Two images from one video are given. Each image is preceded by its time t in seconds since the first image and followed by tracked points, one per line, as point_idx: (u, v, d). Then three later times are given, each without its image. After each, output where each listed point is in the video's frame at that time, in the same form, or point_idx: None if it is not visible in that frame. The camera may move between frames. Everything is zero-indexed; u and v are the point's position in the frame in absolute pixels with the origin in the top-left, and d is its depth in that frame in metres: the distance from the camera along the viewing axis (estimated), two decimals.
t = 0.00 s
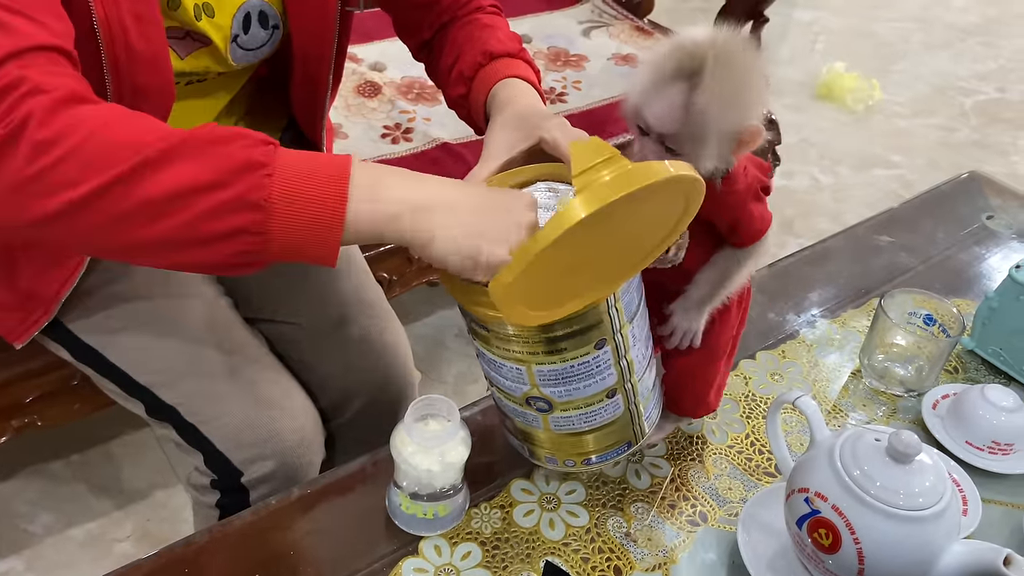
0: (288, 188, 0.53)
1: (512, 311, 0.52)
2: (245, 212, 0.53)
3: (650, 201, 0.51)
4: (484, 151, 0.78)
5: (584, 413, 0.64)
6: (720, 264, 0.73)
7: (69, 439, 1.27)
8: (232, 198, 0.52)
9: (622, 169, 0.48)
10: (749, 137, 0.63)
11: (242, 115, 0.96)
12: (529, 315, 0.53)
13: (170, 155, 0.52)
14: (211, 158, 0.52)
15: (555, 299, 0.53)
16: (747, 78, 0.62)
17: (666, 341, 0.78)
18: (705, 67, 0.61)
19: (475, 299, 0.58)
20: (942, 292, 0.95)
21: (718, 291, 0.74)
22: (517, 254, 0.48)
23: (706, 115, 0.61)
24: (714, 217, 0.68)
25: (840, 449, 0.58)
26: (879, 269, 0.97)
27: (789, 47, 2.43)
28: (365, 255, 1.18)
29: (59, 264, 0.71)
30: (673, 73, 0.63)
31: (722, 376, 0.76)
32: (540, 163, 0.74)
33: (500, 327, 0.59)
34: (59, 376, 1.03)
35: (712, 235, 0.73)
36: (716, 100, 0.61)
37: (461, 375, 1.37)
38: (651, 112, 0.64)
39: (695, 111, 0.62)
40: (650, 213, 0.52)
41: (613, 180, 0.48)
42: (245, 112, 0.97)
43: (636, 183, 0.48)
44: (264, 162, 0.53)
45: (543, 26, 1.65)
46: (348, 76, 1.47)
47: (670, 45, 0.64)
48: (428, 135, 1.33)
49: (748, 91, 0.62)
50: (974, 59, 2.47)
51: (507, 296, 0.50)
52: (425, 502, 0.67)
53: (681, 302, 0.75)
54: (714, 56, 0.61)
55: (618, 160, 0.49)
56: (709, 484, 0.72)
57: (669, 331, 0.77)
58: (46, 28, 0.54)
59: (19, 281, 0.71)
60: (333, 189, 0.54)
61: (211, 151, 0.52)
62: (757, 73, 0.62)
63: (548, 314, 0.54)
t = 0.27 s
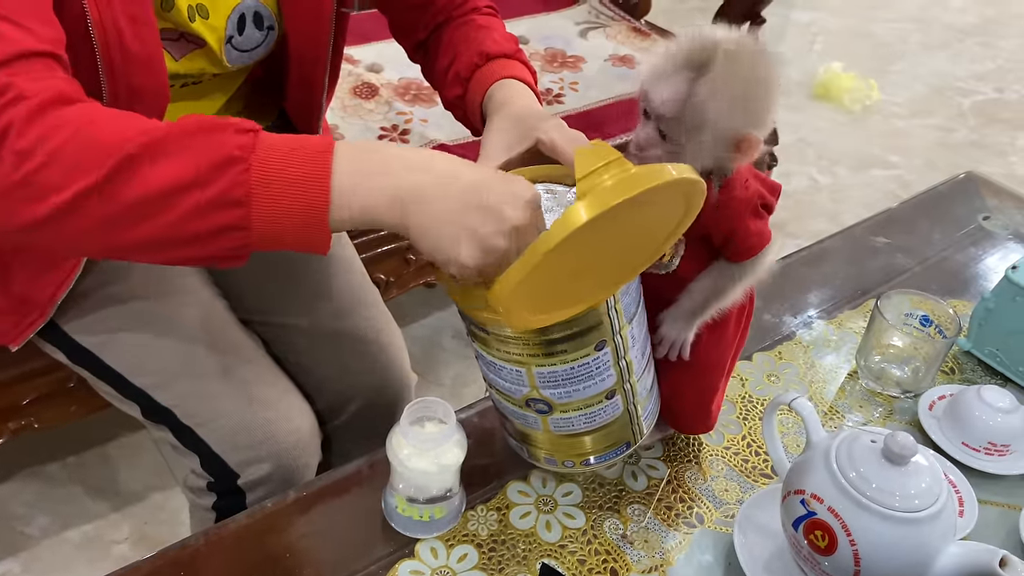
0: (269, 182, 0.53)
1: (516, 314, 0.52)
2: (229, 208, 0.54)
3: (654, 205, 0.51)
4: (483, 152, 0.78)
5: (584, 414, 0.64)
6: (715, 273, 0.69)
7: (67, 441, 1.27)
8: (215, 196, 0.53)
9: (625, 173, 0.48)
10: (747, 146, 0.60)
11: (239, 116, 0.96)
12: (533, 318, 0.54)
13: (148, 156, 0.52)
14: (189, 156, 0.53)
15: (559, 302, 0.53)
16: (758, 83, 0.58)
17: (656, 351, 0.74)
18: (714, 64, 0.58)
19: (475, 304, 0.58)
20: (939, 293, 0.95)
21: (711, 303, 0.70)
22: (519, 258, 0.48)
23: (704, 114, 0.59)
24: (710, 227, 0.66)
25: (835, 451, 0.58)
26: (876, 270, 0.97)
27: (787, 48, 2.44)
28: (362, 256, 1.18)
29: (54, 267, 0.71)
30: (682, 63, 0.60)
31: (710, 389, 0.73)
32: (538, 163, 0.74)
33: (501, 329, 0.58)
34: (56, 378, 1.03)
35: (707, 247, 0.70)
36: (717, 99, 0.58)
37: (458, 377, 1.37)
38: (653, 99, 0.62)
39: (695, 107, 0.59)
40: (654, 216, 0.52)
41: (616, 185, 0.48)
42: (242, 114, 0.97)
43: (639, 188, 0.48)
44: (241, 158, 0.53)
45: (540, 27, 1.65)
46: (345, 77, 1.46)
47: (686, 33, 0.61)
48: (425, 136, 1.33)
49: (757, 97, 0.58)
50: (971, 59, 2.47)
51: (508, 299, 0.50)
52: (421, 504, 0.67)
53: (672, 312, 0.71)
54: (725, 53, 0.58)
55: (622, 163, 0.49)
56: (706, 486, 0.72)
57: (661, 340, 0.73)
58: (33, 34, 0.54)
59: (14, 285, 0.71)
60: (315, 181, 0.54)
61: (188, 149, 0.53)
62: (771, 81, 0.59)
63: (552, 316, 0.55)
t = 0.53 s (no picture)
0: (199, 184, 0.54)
1: (531, 308, 0.53)
2: (166, 213, 0.55)
3: (672, 199, 0.51)
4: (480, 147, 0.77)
5: (588, 409, 0.64)
6: (714, 266, 0.70)
7: (64, 441, 1.27)
8: (148, 203, 0.54)
9: (644, 168, 0.49)
10: (747, 143, 0.62)
11: (235, 116, 0.96)
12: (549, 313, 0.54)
13: (82, 165, 0.54)
14: (125, 164, 0.54)
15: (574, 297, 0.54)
16: (745, 82, 0.61)
17: (655, 345, 0.74)
18: (701, 71, 0.61)
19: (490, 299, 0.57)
20: (938, 291, 0.95)
21: (711, 298, 0.70)
22: (539, 253, 0.48)
23: (698, 120, 0.61)
24: (709, 221, 0.66)
25: (834, 448, 0.58)
26: (875, 268, 0.97)
27: (785, 47, 2.44)
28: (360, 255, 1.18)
29: (48, 267, 0.71)
30: (670, 76, 0.62)
31: (711, 385, 0.72)
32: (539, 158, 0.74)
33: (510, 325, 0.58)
34: (53, 377, 1.03)
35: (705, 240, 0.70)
36: (710, 105, 0.60)
37: (457, 376, 1.37)
38: (646, 117, 0.64)
39: (688, 115, 0.61)
40: (671, 210, 0.52)
41: (636, 180, 0.48)
42: (240, 113, 0.97)
43: (660, 185, 0.48)
44: (173, 163, 0.54)
45: (539, 25, 1.65)
46: (342, 76, 1.46)
47: (668, 47, 0.63)
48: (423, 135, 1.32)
49: (747, 96, 0.61)
50: (970, 58, 2.47)
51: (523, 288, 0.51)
52: (419, 502, 0.67)
53: (672, 307, 0.72)
54: (710, 61, 0.60)
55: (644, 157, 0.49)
56: (705, 484, 0.72)
57: (660, 335, 0.73)
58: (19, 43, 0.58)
59: (8, 285, 0.70)
60: (247, 176, 0.54)
61: (123, 157, 0.54)
62: (757, 78, 0.61)
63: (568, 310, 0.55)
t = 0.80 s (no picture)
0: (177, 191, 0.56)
1: (529, 301, 0.53)
2: (147, 220, 0.57)
3: (669, 191, 0.51)
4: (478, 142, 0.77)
5: (584, 405, 0.64)
6: (712, 268, 0.69)
7: (64, 441, 1.27)
8: (130, 211, 0.56)
9: (640, 160, 0.48)
10: (737, 150, 0.61)
11: (234, 116, 0.96)
12: (547, 305, 0.54)
13: (64, 175, 0.56)
14: (107, 173, 0.56)
15: (571, 289, 0.54)
16: (738, 89, 0.60)
17: (653, 346, 0.74)
18: (691, 79, 0.60)
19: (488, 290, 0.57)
20: (937, 292, 0.95)
21: (707, 302, 0.70)
22: (535, 246, 0.49)
23: (688, 129, 0.60)
24: (705, 223, 0.66)
25: (835, 449, 0.58)
26: (874, 268, 0.97)
27: (784, 47, 2.44)
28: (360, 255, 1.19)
29: (45, 266, 0.71)
30: (659, 83, 0.61)
31: (711, 384, 0.73)
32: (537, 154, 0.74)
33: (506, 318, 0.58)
34: (52, 378, 1.03)
35: (702, 241, 0.70)
36: (700, 114, 0.60)
37: (456, 376, 1.37)
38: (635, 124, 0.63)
39: (678, 124, 0.60)
40: (669, 202, 0.52)
41: (632, 172, 0.48)
42: (240, 112, 0.97)
43: (655, 177, 0.48)
44: (151, 171, 0.56)
45: (538, 26, 1.65)
46: (342, 77, 1.46)
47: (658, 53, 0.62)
48: (423, 136, 1.33)
49: (738, 104, 0.60)
50: (968, 58, 2.48)
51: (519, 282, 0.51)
52: (420, 502, 0.67)
53: (669, 309, 0.72)
54: (701, 67, 0.59)
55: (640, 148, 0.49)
56: (705, 484, 0.72)
57: (657, 335, 0.73)
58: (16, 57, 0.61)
59: (6, 284, 0.70)
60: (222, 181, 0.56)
61: (103, 167, 0.56)
62: (751, 84, 0.60)
63: (566, 302, 0.55)
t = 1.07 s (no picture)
0: (142, 201, 0.56)
1: (532, 298, 0.53)
2: (114, 231, 0.57)
3: (673, 190, 0.51)
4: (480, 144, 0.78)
5: (584, 406, 0.64)
6: (708, 271, 0.69)
7: (64, 442, 1.27)
8: (96, 221, 0.57)
9: (645, 157, 0.49)
10: (732, 155, 0.62)
11: (234, 116, 0.96)
12: (551, 302, 0.54)
13: (30, 186, 0.55)
14: (74, 184, 0.56)
15: (573, 287, 0.54)
16: (734, 93, 0.60)
17: (652, 346, 0.74)
18: (687, 82, 0.60)
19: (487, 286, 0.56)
20: (936, 293, 0.95)
21: (704, 304, 0.69)
22: (540, 242, 0.49)
23: (683, 131, 0.61)
24: (704, 225, 0.66)
25: (835, 449, 0.58)
26: (873, 269, 0.97)
27: (783, 48, 2.44)
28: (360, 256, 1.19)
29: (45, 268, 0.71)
30: (656, 85, 0.62)
31: (712, 384, 0.73)
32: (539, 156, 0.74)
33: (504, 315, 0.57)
34: (52, 379, 1.03)
35: (701, 243, 0.70)
36: (695, 117, 0.60)
37: (456, 377, 1.37)
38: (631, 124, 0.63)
39: (673, 126, 0.61)
40: (672, 200, 0.52)
41: (637, 169, 0.48)
42: (240, 112, 0.97)
43: (660, 174, 0.48)
44: (116, 183, 0.56)
45: (538, 27, 1.65)
46: (342, 77, 1.46)
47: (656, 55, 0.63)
48: (423, 136, 1.33)
49: (734, 111, 0.60)
50: (967, 59, 2.48)
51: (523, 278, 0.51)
52: (420, 502, 0.67)
53: (668, 310, 0.71)
54: (699, 70, 0.59)
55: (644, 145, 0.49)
56: (705, 485, 0.72)
57: (656, 336, 0.73)
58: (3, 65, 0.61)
59: (5, 286, 0.70)
60: (187, 194, 0.56)
61: (71, 177, 0.56)
62: (748, 89, 0.60)
63: (571, 299, 0.55)
